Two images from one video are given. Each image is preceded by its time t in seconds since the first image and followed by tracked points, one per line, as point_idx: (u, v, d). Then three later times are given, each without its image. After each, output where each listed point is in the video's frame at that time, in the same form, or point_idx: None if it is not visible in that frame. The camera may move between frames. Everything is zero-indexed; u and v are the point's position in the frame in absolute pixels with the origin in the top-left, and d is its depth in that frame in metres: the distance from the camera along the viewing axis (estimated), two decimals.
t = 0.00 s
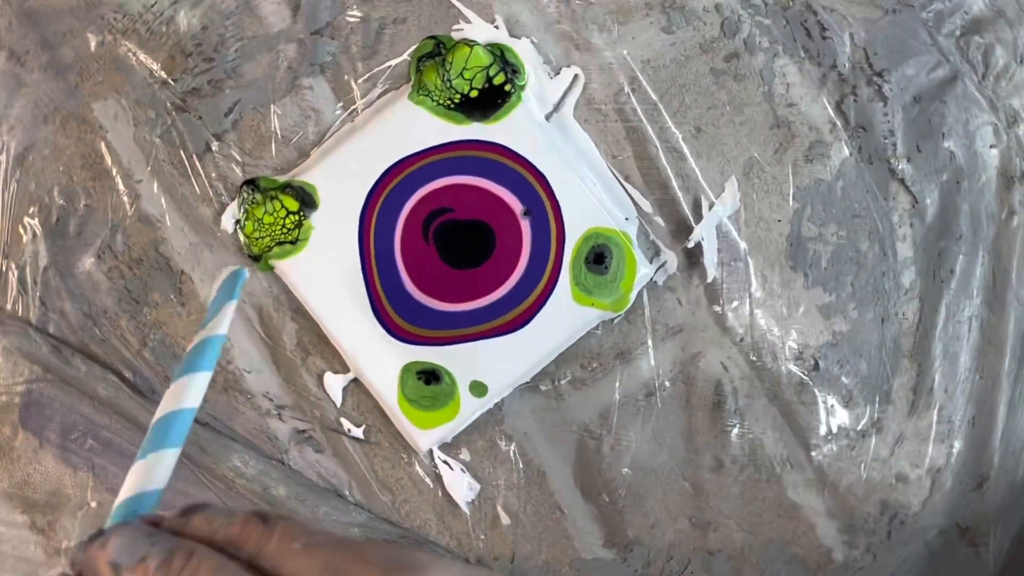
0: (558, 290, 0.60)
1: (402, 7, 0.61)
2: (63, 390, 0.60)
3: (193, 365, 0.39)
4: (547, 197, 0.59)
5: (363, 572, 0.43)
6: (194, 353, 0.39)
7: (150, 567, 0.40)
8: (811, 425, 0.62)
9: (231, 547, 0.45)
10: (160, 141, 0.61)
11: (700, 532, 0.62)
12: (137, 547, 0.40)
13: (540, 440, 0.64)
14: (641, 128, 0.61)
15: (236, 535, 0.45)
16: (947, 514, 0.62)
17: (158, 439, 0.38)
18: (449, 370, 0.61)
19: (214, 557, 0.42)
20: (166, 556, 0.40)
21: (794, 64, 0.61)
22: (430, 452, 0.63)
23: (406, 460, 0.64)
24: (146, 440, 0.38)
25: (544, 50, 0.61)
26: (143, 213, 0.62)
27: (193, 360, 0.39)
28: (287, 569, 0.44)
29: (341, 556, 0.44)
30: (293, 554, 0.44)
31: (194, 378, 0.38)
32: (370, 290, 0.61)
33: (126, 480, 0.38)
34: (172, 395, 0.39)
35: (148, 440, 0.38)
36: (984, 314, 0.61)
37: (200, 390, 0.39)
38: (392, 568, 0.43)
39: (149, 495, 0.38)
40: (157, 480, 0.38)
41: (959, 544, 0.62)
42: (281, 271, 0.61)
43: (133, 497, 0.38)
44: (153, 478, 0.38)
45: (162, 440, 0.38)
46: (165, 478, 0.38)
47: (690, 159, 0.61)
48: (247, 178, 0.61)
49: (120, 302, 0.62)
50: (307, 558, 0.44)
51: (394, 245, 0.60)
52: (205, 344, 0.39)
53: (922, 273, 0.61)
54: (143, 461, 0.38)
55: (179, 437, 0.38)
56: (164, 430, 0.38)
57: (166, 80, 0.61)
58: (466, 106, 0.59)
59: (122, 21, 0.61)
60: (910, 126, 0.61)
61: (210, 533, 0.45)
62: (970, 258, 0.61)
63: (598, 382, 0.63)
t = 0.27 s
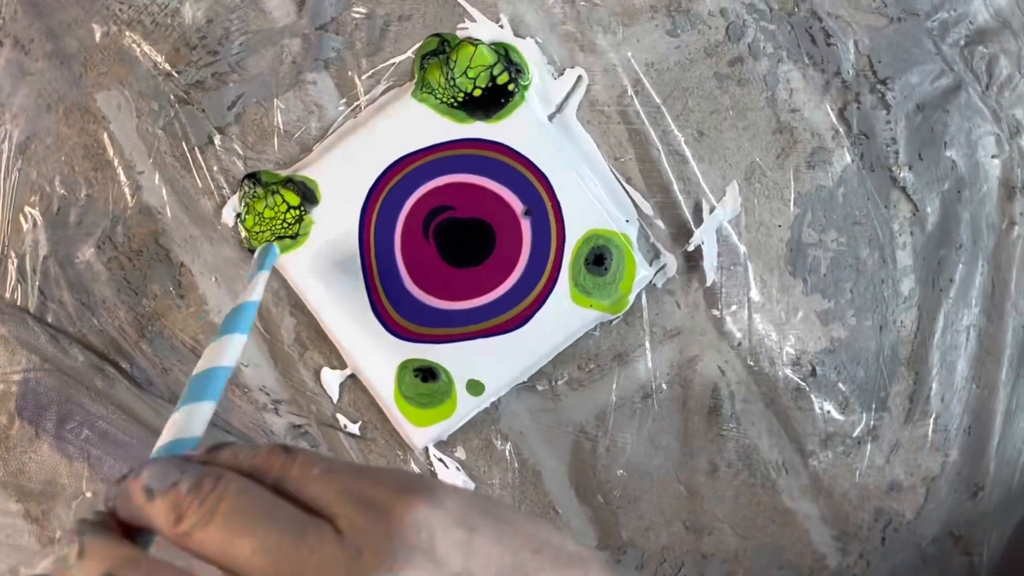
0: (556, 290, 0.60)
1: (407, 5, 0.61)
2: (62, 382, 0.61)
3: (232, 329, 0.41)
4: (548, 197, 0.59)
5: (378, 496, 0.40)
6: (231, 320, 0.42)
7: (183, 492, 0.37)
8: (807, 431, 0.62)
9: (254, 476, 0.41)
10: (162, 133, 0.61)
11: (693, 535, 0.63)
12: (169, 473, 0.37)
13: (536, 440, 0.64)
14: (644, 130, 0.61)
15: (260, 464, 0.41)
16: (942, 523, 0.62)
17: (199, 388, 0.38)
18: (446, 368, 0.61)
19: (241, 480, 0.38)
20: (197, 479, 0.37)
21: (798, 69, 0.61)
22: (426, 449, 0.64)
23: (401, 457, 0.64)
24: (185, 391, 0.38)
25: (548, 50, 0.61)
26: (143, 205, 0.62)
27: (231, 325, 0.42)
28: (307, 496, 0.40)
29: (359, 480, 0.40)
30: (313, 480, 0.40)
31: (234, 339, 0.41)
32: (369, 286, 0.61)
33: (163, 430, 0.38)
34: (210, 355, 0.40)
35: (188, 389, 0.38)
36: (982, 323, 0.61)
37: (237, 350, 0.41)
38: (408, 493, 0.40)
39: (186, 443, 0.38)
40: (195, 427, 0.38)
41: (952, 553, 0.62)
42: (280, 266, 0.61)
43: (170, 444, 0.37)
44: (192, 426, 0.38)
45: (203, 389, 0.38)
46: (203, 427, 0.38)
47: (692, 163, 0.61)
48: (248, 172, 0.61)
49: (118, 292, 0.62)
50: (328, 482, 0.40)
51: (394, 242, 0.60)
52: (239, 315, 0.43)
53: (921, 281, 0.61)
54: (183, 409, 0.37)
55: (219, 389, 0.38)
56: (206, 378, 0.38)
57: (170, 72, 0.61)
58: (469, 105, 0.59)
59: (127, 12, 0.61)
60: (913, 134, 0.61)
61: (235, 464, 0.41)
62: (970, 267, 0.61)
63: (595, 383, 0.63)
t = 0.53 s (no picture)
0: (556, 290, 0.60)
1: (406, 5, 0.61)
2: (64, 384, 0.61)
3: (233, 316, 0.42)
4: (547, 197, 0.59)
5: (366, 472, 0.39)
6: (232, 306, 0.43)
7: (177, 468, 0.36)
8: (807, 429, 0.62)
9: (246, 453, 0.40)
10: (161, 134, 0.61)
11: (694, 534, 0.63)
12: (165, 452, 0.37)
13: (536, 439, 0.64)
14: (643, 130, 0.61)
15: (253, 442, 0.40)
16: (943, 521, 0.62)
17: (201, 374, 0.39)
18: (447, 368, 0.61)
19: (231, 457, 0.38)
20: (190, 456, 0.37)
21: (797, 68, 0.61)
22: (427, 450, 0.64)
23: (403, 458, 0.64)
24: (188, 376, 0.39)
25: (547, 50, 0.61)
26: (143, 207, 0.62)
27: (232, 312, 0.42)
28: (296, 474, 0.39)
29: (348, 456, 0.39)
30: (303, 457, 0.39)
31: (234, 326, 0.41)
32: (369, 287, 0.61)
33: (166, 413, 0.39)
34: (212, 341, 0.41)
35: (190, 374, 0.39)
36: (982, 321, 0.61)
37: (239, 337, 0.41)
38: (396, 469, 0.39)
39: (187, 426, 0.39)
40: (196, 412, 0.39)
41: (953, 550, 0.62)
42: (280, 267, 0.60)
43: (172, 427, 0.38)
44: (192, 410, 0.39)
45: (204, 375, 0.39)
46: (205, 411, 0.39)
47: (691, 162, 0.61)
48: (247, 173, 0.61)
49: (117, 295, 0.62)
50: (317, 460, 0.39)
51: (394, 243, 0.60)
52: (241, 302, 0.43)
53: (921, 279, 0.61)
54: (185, 393, 0.39)
55: (219, 375, 0.39)
56: (206, 364, 0.39)
57: (168, 74, 0.61)
58: (468, 105, 0.58)
59: (126, 14, 0.61)
60: (912, 132, 0.61)
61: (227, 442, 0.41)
62: (970, 265, 0.61)
63: (595, 383, 0.63)
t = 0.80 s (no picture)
0: (556, 289, 0.60)
1: (403, 6, 0.61)
2: (64, 388, 0.61)
3: (221, 317, 0.43)
4: (547, 196, 0.59)
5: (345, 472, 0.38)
6: (220, 308, 0.44)
7: (160, 469, 0.37)
8: (808, 427, 0.62)
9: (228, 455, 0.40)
10: (159, 137, 0.61)
11: (696, 533, 0.63)
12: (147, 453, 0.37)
13: (538, 439, 0.64)
14: (642, 128, 0.61)
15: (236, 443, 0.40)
16: (944, 517, 0.62)
17: (190, 374, 0.40)
18: (448, 369, 0.61)
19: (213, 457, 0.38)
20: (173, 456, 0.37)
21: (795, 66, 0.61)
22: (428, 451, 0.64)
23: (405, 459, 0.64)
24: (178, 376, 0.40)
25: (545, 50, 0.61)
26: (142, 210, 0.62)
27: (220, 313, 0.44)
28: (276, 475, 0.39)
29: (328, 456, 0.39)
30: (283, 459, 0.39)
31: (222, 328, 0.43)
32: (369, 288, 0.61)
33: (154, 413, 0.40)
34: (199, 342, 0.42)
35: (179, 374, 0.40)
36: (983, 317, 0.61)
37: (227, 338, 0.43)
38: (374, 469, 0.38)
39: (177, 425, 0.39)
40: (185, 411, 0.40)
41: (955, 546, 0.62)
42: (280, 269, 0.61)
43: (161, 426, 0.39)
44: (182, 410, 0.40)
45: (193, 375, 0.40)
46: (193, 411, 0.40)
47: (690, 161, 0.61)
48: (246, 175, 0.61)
49: (118, 298, 0.62)
50: (296, 460, 0.39)
51: (394, 244, 0.60)
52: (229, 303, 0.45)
53: (921, 276, 0.61)
54: (175, 392, 0.39)
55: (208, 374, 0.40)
56: (195, 364, 0.40)
57: (167, 77, 0.61)
58: (467, 105, 0.58)
59: (123, 18, 0.61)
60: (911, 129, 0.61)
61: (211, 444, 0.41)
62: (969, 261, 0.61)
63: (596, 382, 0.63)
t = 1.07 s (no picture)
0: (556, 289, 0.60)
1: (400, 7, 0.61)
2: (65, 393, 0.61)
3: (202, 318, 0.44)
4: (546, 196, 0.59)
5: (326, 482, 0.38)
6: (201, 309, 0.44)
7: (140, 480, 0.37)
8: (810, 424, 0.62)
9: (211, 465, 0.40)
10: (158, 142, 0.61)
11: (698, 530, 0.63)
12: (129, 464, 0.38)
13: (540, 439, 0.64)
14: (640, 127, 0.61)
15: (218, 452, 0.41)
16: (946, 512, 0.62)
17: (170, 377, 0.40)
18: (449, 369, 0.61)
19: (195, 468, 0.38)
20: (155, 467, 0.38)
21: (793, 63, 0.61)
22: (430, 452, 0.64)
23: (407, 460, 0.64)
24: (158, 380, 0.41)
25: (543, 49, 0.61)
26: (141, 214, 0.62)
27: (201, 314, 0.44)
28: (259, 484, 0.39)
29: (311, 468, 0.39)
30: (265, 469, 0.39)
31: (201, 329, 0.43)
32: (369, 290, 0.61)
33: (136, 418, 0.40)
34: (180, 344, 0.42)
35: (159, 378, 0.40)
36: (983, 312, 0.61)
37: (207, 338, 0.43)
38: (356, 481, 0.38)
39: (158, 430, 0.40)
40: (166, 415, 0.40)
41: (958, 541, 0.63)
42: (280, 271, 0.61)
43: (143, 430, 0.39)
44: (162, 414, 0.40)
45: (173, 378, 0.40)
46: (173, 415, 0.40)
47: (689, 159, 0.61)
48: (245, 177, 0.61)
49: (118, 303, 0.62)
50: (278, 471, 0.39)
51: (393, 246, 0.60)
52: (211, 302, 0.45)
53: (921, 271, 0.61)
54: (155, 396, 0.40)
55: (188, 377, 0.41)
56: (175, 368, 0.41)
57: (164, 81, 0.61)
58: (465, 105, 0.58)
59: (120, 22, 0.61)
60: (909, 124, 0.61)
61: (195, 453, 0.41)
62: (969, 256, 0.61)
63: (597, 381, 0.63)
